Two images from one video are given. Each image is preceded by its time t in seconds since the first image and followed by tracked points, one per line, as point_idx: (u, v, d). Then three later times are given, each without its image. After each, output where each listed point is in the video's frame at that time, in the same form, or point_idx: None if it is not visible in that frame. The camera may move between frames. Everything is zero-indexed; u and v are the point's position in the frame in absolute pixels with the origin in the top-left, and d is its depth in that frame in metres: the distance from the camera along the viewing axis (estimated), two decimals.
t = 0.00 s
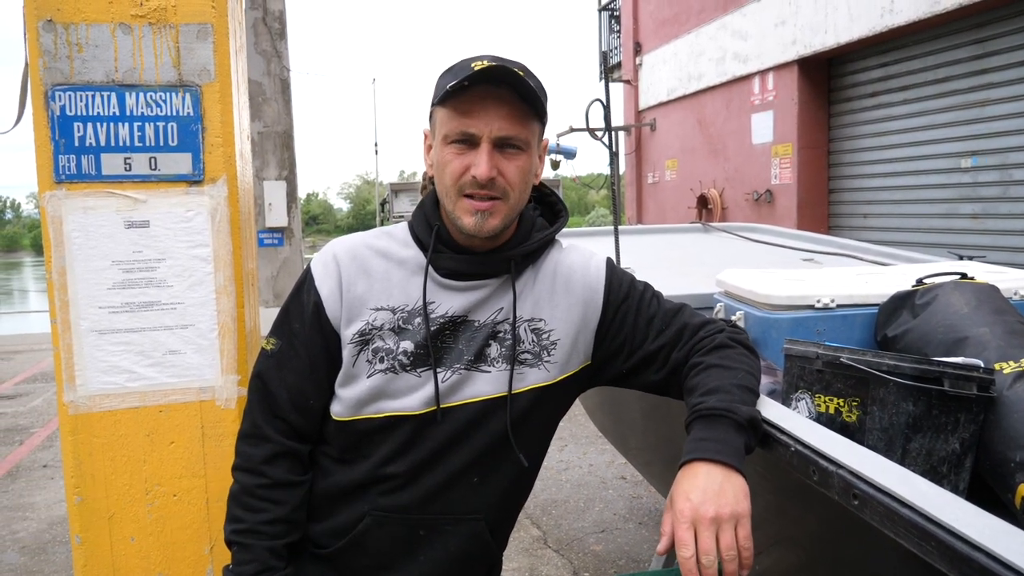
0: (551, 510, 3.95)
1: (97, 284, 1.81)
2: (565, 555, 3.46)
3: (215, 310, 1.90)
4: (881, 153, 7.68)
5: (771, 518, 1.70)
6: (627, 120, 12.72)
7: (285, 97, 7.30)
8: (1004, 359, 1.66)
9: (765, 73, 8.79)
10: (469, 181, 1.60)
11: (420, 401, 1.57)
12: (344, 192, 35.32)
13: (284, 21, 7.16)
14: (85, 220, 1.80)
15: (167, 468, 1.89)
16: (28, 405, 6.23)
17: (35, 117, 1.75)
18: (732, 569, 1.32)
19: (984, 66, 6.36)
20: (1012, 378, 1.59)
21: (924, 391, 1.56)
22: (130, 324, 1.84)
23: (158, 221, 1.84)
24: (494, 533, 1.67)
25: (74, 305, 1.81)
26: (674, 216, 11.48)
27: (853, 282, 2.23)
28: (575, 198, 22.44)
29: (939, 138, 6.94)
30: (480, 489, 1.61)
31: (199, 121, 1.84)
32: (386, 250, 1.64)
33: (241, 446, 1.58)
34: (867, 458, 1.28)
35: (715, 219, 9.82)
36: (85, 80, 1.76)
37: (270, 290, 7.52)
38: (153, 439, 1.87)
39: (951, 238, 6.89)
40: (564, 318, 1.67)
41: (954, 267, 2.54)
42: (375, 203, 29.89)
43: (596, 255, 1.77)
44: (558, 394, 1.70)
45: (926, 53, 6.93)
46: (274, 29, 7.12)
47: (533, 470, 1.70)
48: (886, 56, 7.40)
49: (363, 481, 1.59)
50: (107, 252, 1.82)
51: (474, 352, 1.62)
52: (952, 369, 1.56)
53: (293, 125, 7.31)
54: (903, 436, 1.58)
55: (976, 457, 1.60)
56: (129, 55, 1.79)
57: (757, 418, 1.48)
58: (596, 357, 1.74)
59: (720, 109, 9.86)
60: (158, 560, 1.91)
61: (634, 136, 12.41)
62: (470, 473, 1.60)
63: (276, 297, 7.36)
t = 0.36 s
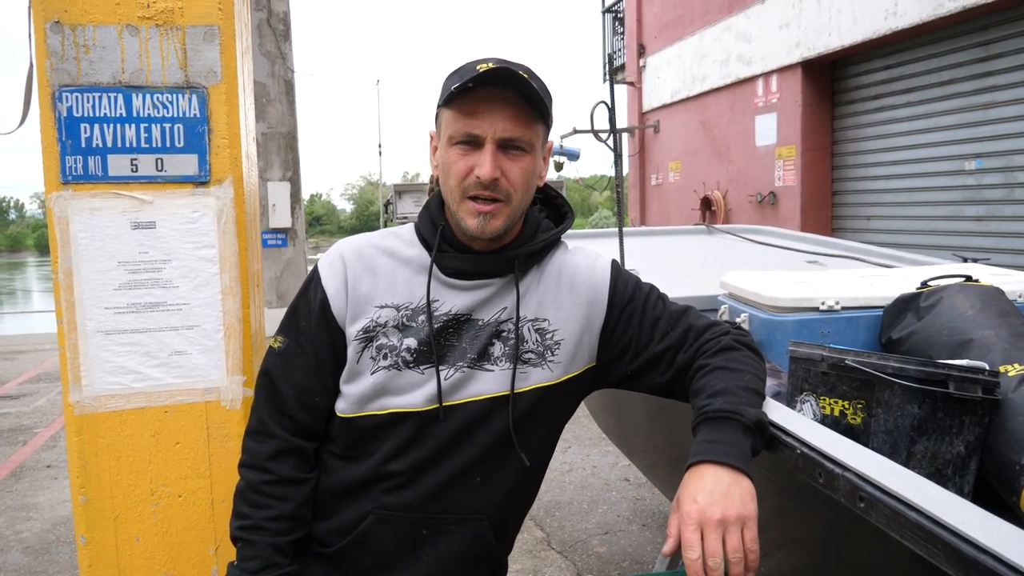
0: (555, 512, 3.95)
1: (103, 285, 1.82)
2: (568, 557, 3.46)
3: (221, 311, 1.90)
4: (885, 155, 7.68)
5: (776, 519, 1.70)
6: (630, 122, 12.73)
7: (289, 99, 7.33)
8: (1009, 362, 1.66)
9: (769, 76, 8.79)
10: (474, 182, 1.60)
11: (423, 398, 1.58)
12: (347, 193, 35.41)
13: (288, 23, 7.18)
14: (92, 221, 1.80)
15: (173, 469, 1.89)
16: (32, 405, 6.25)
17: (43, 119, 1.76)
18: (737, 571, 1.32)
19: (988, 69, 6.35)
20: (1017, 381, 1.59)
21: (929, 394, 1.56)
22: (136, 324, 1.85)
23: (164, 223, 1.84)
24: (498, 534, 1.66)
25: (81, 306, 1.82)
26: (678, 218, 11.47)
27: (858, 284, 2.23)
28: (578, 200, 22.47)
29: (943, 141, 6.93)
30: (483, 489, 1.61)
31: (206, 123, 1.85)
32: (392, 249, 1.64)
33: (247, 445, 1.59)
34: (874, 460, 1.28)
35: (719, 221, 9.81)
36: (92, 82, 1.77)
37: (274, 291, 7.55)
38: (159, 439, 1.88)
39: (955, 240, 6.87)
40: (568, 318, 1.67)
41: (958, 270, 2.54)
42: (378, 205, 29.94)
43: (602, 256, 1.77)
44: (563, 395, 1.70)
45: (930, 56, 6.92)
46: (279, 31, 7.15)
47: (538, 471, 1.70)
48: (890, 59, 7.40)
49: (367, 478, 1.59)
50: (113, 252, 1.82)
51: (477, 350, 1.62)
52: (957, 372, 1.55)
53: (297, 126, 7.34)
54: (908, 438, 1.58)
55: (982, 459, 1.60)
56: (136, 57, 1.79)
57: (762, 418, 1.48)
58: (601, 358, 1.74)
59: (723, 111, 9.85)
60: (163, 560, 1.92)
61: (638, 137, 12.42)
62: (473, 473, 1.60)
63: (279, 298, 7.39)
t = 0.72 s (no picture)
0: (557, 512, 3.95)
1: (108, 286, 1.83)
2: (571, 557, 3.46)
3: (225, 312, 1.91)
4: (887, 156, 7.69)
5: (779, 519, 1.71)
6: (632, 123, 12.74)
7: (292, 100, 7.37)
8: (1010, 363, 1.66)
9: (771, 77, 8.79)
10: (482, 190, 1.61)
11: (432, 401, 1.59)
12: (349, 194, 35.47)
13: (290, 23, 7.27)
14: (96, 222, 1.81)
15: (177, 469, 1.90)
16: (34, 406, 6.27)
17: (47, 120, 1.76)
18: (737, 570, 1.33)
19: (990, 70, 6.36)
20: (1018, 383, 1.59)
21: (930, 395, 1.56)
22: (141, 325, 1.86)
23: (169, 223, 1.85)
24: (504, 534, 1.67)
25: (86, 306, 1.83)
26: (679, 219, 11.48)
27: (859, 285, 2.24)
28: (580, 200, 22.51)
29: (944, 142, 6.93)
30: (489, 490, 1.62)
31: (210, 124, 1.85)
32: (400, 253, 1.65)
33: (255, 446, 1.60)
34: (876, 460, 1.29)
35: (720, 221, 9.81)
36: (97, 83, 1.77)
37: (276, 291, 7.65)
38: (163, 440, 1.89)
39: (957, 241, 6.87)
40: (574, 320, 1.68)
41: (959, 270, 2.55)
42: (380, 205, 29.96)
43: (606, 257, 1.78)
44: (569, 396, 1.70)
45: (932, 57, 6.93)
46: (280, 31, 7.19)
47: (544, 470, 1.70)
48: (892, 60, 7.40)
49: (375, 479, 1.60)
50: (118, 254, 1.83)
51: (486, 354, 1.63)
52: (958, 372, 1.56)
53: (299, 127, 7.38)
54: (910, 439, 1.58)
55: (983, 459, 1.61)
56: (140, 58, 1.80)
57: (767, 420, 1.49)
58: (605, 359, 1.75)
59: (725, 112, 9.86)
60: (167, 560, 1.93)
61: (639, 138, 12.42)
62: (480, 474, 1.61)
63: (281, 299, 7.43)
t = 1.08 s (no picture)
0: (555, 512, 3.96)
1: (106, 286, 1.83)
2: (569, 556, 3.46)
3: (223, 312, 1.91)
4: (885, 156, 7.70)
5: (776, 518, 1.71)
6: (631, 123, 12.75)
7: (290, 100, 7.44)
8: (1007, 363, 1.67)
9: (769, 77, 8.80)
10: (488, 199, 1.59)
11: (431, 402, 1.59)
12: (348, 194, 35.54)
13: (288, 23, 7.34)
14: (95, 222, 1.81)
15: (176, 469, 1.90)
16: (32, 406, 6.26)
17: (46, 119, 1.77)
18: (685, 509, 1.29)
19: (988, 70, 6.37)
20: (1015, 381, 1.59)
21: (928, 394, 1.57)
22: (139, 325, 1.86)
23: (167, 223, 1.85)
24: (502, 533, 1.67)
25: (84, 306, 1.83)
26: (678, 219, 11.49)
27: (858, 285, 2.24)
28: (579, 200, 22.53)
29: (943, 142, 6.94)
30: (488, 487, 1.62)
31: (209, 124, 1.85)
32: (399, 254, 1.65)
33: (255, 447, 1.60)
34: (873, 459, 1.29)
35: (719, 222, 9.83)
36: (95, 83, 1.78)
37: (274, 292, 7.70)
38: (162, 439, 1.89)
39: (955, 241, 6.88)
40: (571, 320, 1.68)
41: (957, 270, 2.56)
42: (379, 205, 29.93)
43: (603, 256, 1.78)
44: (568, 396, 1.71)
45: (930, 57, 6.93)
46: (279, 31, 7.22)
47: (542, 468, 1.71)
48: (890, 60, 7.41)
49: (374, 479, 1.60)
50: (116, 253, 1.83)
51: (485, 354, 1.63)
52: (956, 372, 1.56)
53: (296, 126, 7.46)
54: (907, 438, 1.59)
55: (980, 458, 1.61)
56: (139, 58, 1.80)
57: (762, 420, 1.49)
58: (603, 358, 1.76)
59: (724, 112, 9.87)
60: (166, 560, 1.93)
61: (638, 138, 12.43)
62: (478, 472, 1.61)
63: (280, 299, 7.48)
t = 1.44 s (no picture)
0: (551, 512, 3.96)
1: (100, 286, 1.82)
2: (565, 556, 3.47)
3: (218, 312, 1.91)
4: (880, 156, 7.72)
5: (771, 519, 1.72)
6: (626, 122, 12.76)
7: (285, 99, 7.54)
8: (1001, 362, 1.67)
9: (765, 77, 8.82)
10: (530, 231, 1.54)
11: (434, 409, 1.59)
12: (344, 193, 35.52)
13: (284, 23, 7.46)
14: (89, 222, 1.81)
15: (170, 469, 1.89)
16: (26, 406, 6.24)
17: (40, 119, 1.76)
18: None
19: (982, 71, 6.39)
20: (1009, 380, 1.60)
21: (921, 393, 1.58)
22: (133, 324, 1.85)
23: (162, 223, 1.85)
24: (499, 534, 1.68)
25: (78, 306, 1.82)
26: (674, 219, 11.50)
27: (852, 285, 2.25)
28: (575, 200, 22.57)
29: (937, 142, 6.96)
30: (487, 490, 1.62)
31: (203, 123, 1.85)
32: (400, 258, 1.64)
33: (252, 451, 1.59)
34: (867, 459, 1.29)
35: (714, 221, 9.84)
36: (90, 83, 1.77)
37: (269, 291, 7.76)
38: (156, 440, 1.88)
39: (950, 241, 6.90)
40: (569, 322, 1.69)
41: (952, 270, 2.57)
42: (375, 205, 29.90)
43: (599, 256, 1.79)
44: (566, 398, 1.72)
45: (925, 58, 6.95)
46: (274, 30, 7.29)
47: (540, 467, 1.71)
48: (885, 61, 7.44)
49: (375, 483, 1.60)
50: (110, 253, 1.83)
51: (486, 359, 1.63)
52: (950, 371, 1.57)
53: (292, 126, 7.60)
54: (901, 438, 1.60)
55: (974, 458, 1.62)
56: (133, 58, 1.80)
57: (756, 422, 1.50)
58: (600, 359, 1.76)
59: (719, 112, 9.88)
60: (160, 560, 1.92)
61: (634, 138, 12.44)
62: (476, 475, 1.61)
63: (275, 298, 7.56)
